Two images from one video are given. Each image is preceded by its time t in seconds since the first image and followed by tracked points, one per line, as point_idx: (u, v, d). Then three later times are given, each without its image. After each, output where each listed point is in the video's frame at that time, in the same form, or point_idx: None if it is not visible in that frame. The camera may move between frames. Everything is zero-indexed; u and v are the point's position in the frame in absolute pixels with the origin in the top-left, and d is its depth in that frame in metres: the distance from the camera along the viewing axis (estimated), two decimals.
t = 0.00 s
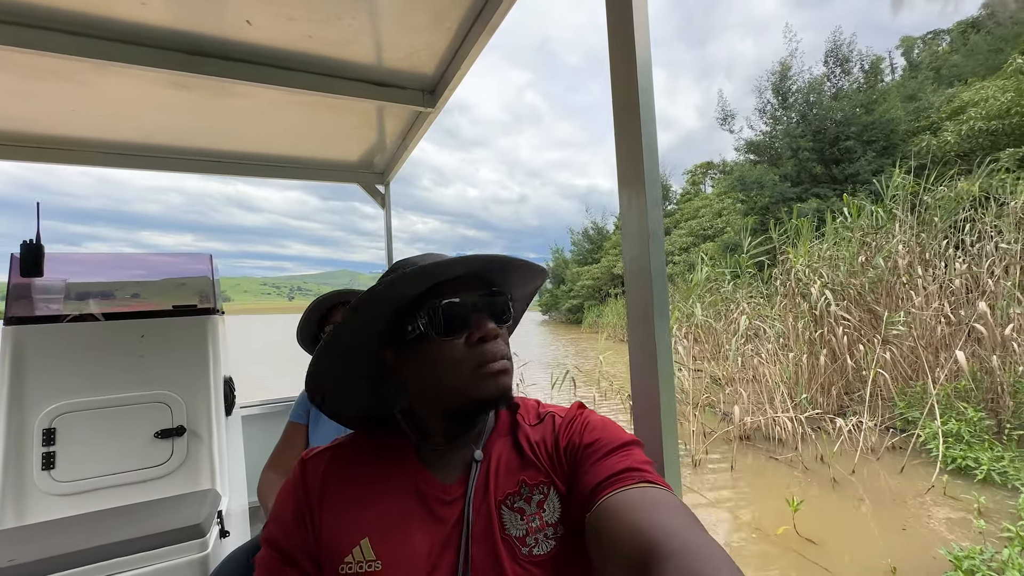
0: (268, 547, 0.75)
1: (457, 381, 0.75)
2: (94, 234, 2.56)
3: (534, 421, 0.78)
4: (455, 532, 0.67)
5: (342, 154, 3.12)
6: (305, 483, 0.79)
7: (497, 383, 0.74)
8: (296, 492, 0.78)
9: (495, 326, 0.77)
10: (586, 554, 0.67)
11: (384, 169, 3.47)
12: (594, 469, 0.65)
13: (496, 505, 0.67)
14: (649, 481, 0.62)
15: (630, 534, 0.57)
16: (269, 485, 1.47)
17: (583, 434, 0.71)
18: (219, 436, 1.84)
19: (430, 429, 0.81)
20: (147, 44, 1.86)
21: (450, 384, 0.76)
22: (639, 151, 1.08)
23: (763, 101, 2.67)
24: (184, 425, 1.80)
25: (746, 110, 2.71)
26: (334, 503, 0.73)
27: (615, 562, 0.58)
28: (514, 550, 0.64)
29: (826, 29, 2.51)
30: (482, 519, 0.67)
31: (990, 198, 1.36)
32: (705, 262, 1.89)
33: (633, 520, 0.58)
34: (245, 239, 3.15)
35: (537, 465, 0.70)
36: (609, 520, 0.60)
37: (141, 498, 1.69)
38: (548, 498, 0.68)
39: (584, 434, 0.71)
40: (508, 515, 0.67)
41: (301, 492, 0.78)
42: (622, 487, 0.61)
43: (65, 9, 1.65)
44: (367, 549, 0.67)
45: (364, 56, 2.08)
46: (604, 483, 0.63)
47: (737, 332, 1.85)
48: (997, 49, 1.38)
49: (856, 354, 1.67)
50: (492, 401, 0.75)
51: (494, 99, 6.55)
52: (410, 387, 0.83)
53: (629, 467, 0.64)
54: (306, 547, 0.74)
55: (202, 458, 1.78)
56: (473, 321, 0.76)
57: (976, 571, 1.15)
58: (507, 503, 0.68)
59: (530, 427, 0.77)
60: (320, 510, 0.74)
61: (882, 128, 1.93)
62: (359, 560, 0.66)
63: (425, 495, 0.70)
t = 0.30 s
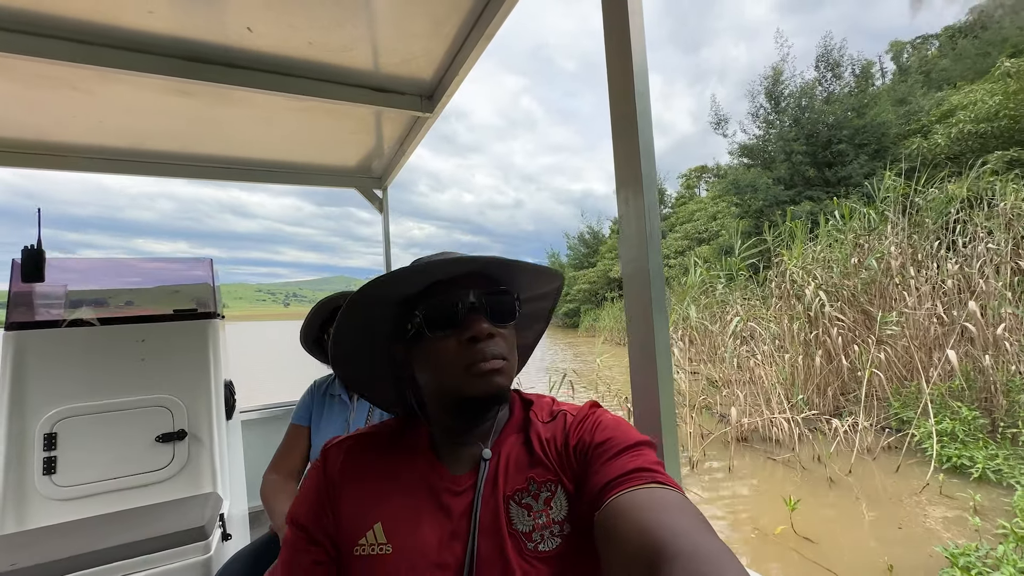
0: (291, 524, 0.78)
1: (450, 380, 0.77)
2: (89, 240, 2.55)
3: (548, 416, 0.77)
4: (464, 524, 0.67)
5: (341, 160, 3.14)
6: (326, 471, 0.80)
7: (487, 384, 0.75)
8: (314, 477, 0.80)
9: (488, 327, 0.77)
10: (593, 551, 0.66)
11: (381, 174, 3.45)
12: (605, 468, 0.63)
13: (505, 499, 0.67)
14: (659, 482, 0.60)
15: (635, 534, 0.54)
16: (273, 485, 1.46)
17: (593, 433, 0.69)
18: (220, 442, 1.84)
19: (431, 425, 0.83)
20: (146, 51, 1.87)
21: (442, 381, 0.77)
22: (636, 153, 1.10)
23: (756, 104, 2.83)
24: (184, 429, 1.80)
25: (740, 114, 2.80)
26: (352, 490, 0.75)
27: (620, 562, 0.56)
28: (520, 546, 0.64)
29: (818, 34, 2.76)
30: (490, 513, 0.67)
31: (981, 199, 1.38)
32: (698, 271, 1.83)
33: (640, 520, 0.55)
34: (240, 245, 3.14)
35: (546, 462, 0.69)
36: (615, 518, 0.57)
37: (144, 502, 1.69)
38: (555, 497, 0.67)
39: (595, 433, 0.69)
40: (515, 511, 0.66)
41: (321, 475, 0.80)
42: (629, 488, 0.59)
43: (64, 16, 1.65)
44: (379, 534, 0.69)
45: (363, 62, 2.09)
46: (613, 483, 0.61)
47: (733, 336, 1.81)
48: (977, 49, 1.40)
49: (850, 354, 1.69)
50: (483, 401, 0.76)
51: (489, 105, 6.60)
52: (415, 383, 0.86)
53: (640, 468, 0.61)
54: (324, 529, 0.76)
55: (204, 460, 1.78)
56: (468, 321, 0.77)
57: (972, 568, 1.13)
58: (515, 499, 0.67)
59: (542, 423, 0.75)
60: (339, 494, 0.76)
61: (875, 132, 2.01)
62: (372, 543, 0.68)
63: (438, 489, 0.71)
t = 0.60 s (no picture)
0: (319, 506, 0.82)
1: (472, 371, 0.79)
2: (84, 248, 2.52)
3: (565, 412, 0.77)
4: (480, 510, 0.68)
5: (340, 164, 3.16)
6: (352, 457, 0.84)
7: (508, 374, 0.78)
8: (342, 460, 0.84)
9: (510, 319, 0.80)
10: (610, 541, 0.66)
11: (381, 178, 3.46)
12: (621, 466, 0.63)
13: (520, 493, 0.67)
14: (676, 480, 0.59)
15: (652, 531, 0.54)
16: (278, 486, 1.47)
17: (612, 428, 0.69)
18: (224, 446, 1.84)
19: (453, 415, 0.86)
20: (148, 56, 1.89)
21: (464, 372, 0.80)
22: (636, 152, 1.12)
23: (749, 108, 2.87)
24: (187, 432, 1.80)
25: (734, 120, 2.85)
26: (375, 477, 0.78)
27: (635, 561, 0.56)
28: (534, 538, 0.64)
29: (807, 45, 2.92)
30: (507, 505, 0.67)
31: (972, 203, 1.41)
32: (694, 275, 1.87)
33: (656, 516, 0.55)
34: (236, 250, 3.12)
35: (563, 457, 0.69)
36: (630, 514, 0.57)
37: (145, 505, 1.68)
38: (570, 491, 0.67)
39: (614, 428, 0.69)
40: (531, 503, 0.67)
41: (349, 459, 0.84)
42: (646, 485, 0.59)
43: (66, 21, 1.67)
44: (398, 517, 0.71)
45: (363, 66, 2.11)
46: (630, 479, 0.60)
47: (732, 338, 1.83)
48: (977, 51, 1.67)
49: (846, 355, 1.69)
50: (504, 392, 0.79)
51: (485, 111, 6.67)
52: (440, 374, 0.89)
53: (657, 465, 0.61)
54: (351, 511, 0.80)
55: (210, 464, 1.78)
56: (491, 314, 0.80)
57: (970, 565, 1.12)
58: (530, 492, 0.67)
59: (561, 419, 0.75)
60: (365, 478, 0.79)
61: (865, 135, 2.05)
62: (392, 527, 0.70)
63: (456, 477, 0.72)
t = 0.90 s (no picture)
0: (334, 487, 0.89)
1: (485, 349, 0.84)
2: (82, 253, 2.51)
3: (575, 394, 0.81)
4: (491, 488, 0.72)
5: (339, 164, 3.18)
6: (363, 438, 0.91)
7: (522, 352, 0.82)
8: (355, 445, 0.91)
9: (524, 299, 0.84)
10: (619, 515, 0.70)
11: (380, 180, 3.60)
12: (632, 446, 0.66)
13: (531, 472, 0.71)
14: (687, 462, 0.62)
15: (662, 512, 0.58)
16: (282, 478, 1.65)
17: (622, 410, 0.72)
18: (225, 442, 1.93)
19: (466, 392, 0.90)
20: (151, 56, 1.90)
21: (478, 350, 0.85)
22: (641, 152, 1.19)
23: (742, 114, 2.84)
24: (190, 429, 1.88)
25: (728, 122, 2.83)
26: (388, 458, 0.83)
27: (649, 539, 0.60)
28: (544, 515, 0.68)
29: (802, 46, 2.92)
30: (519, 485, 0.71)
31: (965, 202, 1.44)
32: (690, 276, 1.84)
33: (667, 501, 0.58)
34: (232, 255, 3.10)
35: (574, 438, 0.73)
36: (641, 497, 0.61)
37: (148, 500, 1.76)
38: (581, 471, 0.71)
39: (624, 410, 0.72)
40: (542, 483, 0.70)
41: (362, 444, 0.90)
42: (657, 467, 0.62)
43: (72, 22, 1.69)
44: (411, 496, 0.76)
45: (364, 67, 2.14)
46: (641, 460, 0.64)
47: (731, 341, 1.81)
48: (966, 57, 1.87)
49: (843, 355, 1.68)
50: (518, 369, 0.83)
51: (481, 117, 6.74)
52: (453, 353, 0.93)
53: (668, 447, 0.64)
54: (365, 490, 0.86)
55: (212, 463, 1.87)
56: (503, 294, 0.84)
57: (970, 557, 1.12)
58: (541, 471, 0.71)
59: (571, 401, 0.79)
60: (377, 461, 0.84)
61: (859, 138, 2.08)
62: (405, 504, 0.76)
63: (467, 457, 0.77)
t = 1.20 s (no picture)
0: (344, 471, 0.92)
1: (476, 336, 0.89)
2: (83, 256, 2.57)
3: (582, 383, 0.85)
4: (500, 472, 0.78)
5: (337, 159, 3.33)
6: (373, 423, 0.94)
7: (507, 340, 0.87)
8: (363, 430, 0.94)
9: (507, 290, 0.88)
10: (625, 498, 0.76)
11: (380, 180, 3.92)
12: (639, 435, 0.68)
13: (539, 459, 0.77)
14: (693, 451, 0.64)
15: (668, 501, 0.60)
16: (289, 471, 1.78)
17: (629, 398, 0.76)
18: (228, 437, 2.24)
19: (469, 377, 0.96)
20: (161, 57, 2.10)
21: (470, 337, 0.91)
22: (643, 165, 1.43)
23: (738, 115, 2.55)
24: (193, 425, 2.19)
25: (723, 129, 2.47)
26: (397, 444, 0.87)
27: (655, 528, 0.62)
28: (552, 500, 0.74)
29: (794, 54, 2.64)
30: (528, 471, 0.77)
31: (962, 203, 1.41)
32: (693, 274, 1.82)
33: (674, 489, 0.60)
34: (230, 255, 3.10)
35: (581, 427, 0.78)
36: (649, 485, 0.63)
37: (152, 493, 2.06)
38: (588, 458, 0.76)
39: (631, 398, 0.76)
40: (549, 469, 0.76)
41: (366, 431, 0.93)
42: (663, 455, 0.64)
43: (75, 21, 1.85)
44: (422, 479, 0.81)
45: (366, 65, 2.31)
46: (649, 448, 0.66)
47: (729, 339, 1.83)
48: (964, 57, 1.72)
49: (842, 354, 1.65)
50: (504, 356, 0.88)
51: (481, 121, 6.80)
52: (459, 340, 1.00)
53: (675, 436, 0.66)
54: (374, 474, 0.90)
55: (214, 455, 2.18)
56: (489, 284, 0.89)
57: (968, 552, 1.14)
58: (549, 458, 0.77)
59: (579, 388, 0.84)
60: (386, 447, 0.88)
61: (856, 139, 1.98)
62: (415, 488, 0.81)
63: (476, 443, 0.82)
